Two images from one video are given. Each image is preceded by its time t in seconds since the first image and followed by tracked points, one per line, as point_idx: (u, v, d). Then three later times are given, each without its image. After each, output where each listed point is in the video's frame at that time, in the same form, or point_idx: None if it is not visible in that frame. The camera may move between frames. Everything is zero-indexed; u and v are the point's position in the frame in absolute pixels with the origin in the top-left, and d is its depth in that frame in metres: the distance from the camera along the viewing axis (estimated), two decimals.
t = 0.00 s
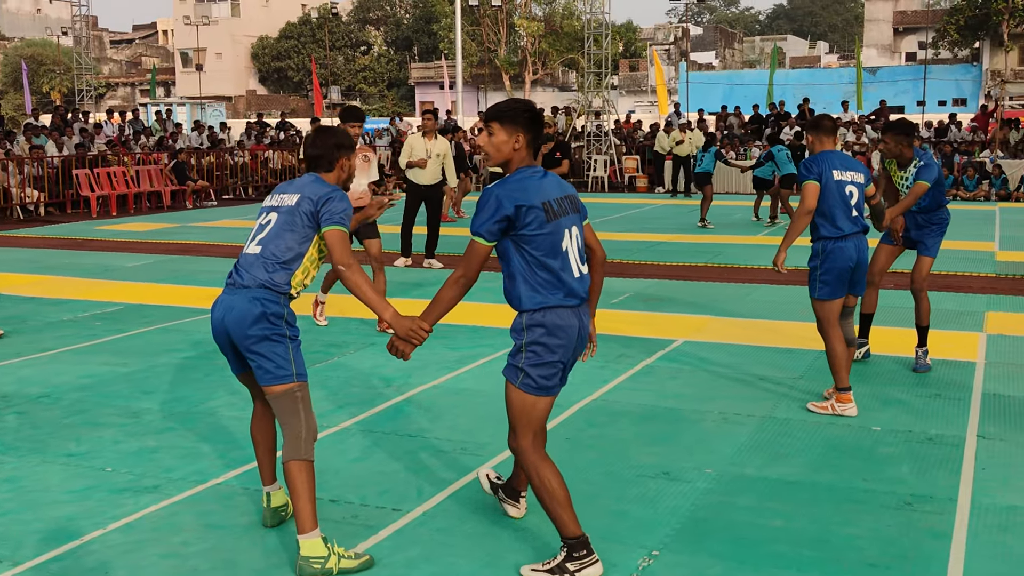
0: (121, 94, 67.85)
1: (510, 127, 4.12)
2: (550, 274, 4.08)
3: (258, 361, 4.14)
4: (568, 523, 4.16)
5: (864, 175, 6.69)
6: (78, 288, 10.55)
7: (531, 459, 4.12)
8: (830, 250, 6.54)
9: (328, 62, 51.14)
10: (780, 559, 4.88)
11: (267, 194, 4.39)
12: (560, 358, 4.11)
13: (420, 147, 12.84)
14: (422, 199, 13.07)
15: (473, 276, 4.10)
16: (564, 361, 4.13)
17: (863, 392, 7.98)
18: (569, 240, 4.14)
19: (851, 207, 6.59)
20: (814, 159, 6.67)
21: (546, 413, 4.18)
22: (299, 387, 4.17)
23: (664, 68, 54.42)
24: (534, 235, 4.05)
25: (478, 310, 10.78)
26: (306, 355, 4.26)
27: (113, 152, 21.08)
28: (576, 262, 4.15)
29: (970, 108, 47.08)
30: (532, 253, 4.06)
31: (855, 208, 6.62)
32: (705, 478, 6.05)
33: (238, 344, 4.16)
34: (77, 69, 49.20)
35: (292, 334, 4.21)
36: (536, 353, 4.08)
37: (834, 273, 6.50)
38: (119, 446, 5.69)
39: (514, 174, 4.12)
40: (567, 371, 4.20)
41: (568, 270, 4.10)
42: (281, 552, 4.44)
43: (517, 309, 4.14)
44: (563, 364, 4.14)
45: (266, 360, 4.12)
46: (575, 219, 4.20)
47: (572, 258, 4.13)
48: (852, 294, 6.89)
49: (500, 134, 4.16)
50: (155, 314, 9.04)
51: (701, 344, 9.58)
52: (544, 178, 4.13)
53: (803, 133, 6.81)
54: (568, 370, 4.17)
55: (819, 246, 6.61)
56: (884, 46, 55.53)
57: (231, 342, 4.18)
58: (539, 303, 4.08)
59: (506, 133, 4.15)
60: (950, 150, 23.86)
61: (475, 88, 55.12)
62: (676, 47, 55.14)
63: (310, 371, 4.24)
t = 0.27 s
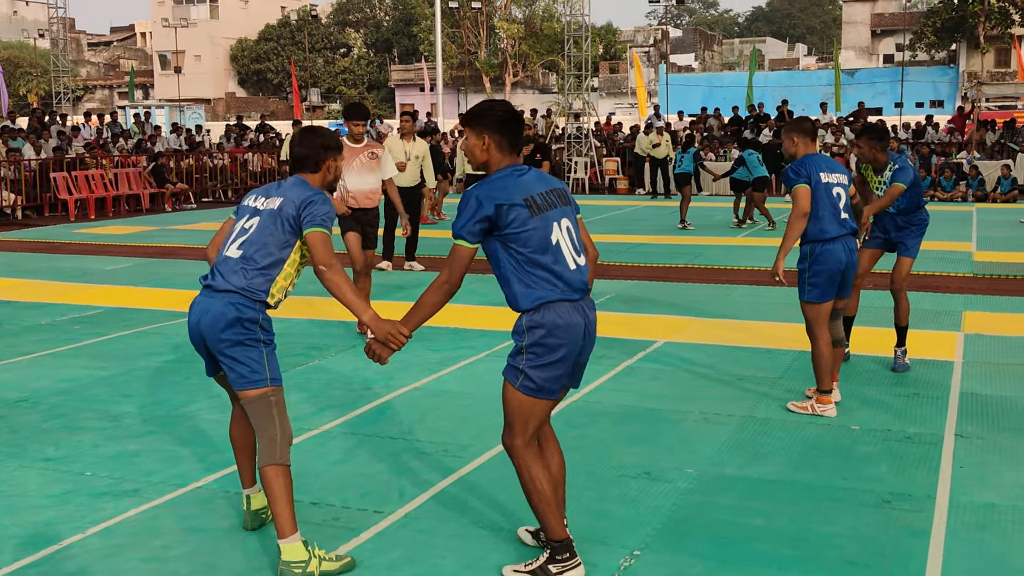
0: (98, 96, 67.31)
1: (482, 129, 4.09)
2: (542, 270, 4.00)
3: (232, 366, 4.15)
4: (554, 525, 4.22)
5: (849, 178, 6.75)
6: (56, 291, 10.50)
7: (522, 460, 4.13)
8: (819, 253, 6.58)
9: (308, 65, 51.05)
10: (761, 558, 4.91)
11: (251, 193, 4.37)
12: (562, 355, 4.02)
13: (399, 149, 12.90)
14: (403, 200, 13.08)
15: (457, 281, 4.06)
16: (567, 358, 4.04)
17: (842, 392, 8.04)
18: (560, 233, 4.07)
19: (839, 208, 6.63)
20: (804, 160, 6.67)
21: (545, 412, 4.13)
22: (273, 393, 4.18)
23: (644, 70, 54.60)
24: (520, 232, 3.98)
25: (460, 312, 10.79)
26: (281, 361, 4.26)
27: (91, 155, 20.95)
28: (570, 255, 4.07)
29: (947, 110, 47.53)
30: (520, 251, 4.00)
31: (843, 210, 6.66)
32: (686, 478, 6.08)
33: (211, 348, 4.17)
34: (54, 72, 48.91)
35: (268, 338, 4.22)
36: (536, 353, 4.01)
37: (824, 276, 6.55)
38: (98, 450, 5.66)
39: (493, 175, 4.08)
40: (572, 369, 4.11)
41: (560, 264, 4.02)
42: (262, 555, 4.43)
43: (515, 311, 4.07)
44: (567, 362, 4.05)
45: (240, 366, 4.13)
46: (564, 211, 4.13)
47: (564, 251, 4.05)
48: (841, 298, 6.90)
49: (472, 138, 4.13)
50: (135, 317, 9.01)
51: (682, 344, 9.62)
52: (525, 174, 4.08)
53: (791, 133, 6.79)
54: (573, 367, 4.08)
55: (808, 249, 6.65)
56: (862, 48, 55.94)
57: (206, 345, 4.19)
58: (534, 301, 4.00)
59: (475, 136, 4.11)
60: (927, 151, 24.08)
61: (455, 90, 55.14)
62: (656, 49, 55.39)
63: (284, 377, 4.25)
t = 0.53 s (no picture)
0: (81, 96, 66.90)
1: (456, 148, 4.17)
2: (530, 271, 4.01)
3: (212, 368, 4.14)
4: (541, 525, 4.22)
5: (840, 176, 6.80)
6: (38, 293, 10.45)
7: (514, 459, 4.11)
8: (816, 251, 6.61)
9: (292, 65, 50.90)
10: (745, 557, 4.93)
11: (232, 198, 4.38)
12: (559, 353, 4.01)
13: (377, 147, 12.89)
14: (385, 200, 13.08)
15: (441, 299, 4.04)
16: (565, 355, 4.02)
17: (826, 391, 8.09)
18: (545, 233, 4.07)
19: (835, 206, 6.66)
20: (798, 160, 6.66)
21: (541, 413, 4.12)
22: (264, 392, 4.16)
23: (628, 70, 54.73)
24: (501, 240, 4.00)
25: (445, 312, 10.79)
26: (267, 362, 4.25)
27: (73, 155, 20.84)
28: (557, 252, 4.07)
29: (930, 110, 47.83)
30: (504, 257, 4.01)
31: (839, 208, 6.70)
32: (671, 477, 6.11)
33: (189, 351, 4.16)
34: (35, 71, 48.62)
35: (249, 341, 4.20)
36: (533, 354, 4.01)
37: (823, 274, 6.60)
38: (81, 452, 5.64)
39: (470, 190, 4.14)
40: (571, 367, 4.09)
41: (548, 263, 4.02)
42: (246, 556, 4.42)
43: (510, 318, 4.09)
44: (564, 359, 4.04)
45: (219, 369, 4.12)
46: (546, 212, 4.14)
47: (551, 250, 4.06)
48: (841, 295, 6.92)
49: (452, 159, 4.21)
50: (118, 319, 8.98)
51: (667, 344, 9.65)
52: (501, 183, 4.12)
53: (783, 133, 6.76)
54: (572, 364, 4.06)
55: (805, 247, 6.68)
56: (846, 48, 56.23)
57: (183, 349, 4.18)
58: (524, 303, 4.01)
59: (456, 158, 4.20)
60: (910, 151, 24.23)
61: (440, 90, 55.10)
62: (641, 49, 55.54)
63: (272, 377, 4.23)
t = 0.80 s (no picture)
0: (68, 94, 66.55)
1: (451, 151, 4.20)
2: (528, 268, 4.01)
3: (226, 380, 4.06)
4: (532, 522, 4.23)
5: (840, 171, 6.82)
6: (26, 291, 10.42)
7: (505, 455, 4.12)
8: (822, 247, 6.63)
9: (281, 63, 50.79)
10: (735, 552, 4.95)
11: (224, 199, 4.30)
12: (556, 348, 4.01)
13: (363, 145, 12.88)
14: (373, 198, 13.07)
15: (447, 299, 3.98)
16: (562, 352, 4.03)
17: (815, 387, 8.12)
18: (540, 230, 4.09)
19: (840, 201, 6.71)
20: (805, 155, 6.62)
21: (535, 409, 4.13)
22: (282, 402, 4.11)
23: (618, 68, 54.77)
24: (500, 237, 4.01)
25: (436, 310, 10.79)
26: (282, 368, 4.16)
27: (61, 153, 20.75)
28: (554, 249, 4.08)
29: (918, 108, 48.01)
30: (503, 255, 4.02)
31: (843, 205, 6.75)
32: (661, 472, 6.13)
33: (201, 363, 4.06)
34: (23, 69, 48.38)
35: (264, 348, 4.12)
36: (531, 351, 4.01)
37: (829, 269, 6.62)
38: (70, 450, 5.63)
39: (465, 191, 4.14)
40: (569, 363, 4.10)
41: (546, 261, 4.03)
42: (236, 554, 4.42)
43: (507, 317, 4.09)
44: (563, 357, 4.04)
45: (235, 378, 4.04)
46: (542, 210, 4.16)
47: (548, 247, 4.07)
48: (844, 290, 6.94)
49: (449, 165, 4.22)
50: (106, 318, 8.96)
51: (656, 341, 9.67)
52: (496, 184, 4.13)
53: (786, 129, 6.69)
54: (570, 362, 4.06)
55: (811, 243, 6.69)
56: (834, 46, 56.39)
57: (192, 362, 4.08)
58: (522, 300, 4.01)
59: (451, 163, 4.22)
60: (898, 149, 24.32)
61: (429, 88, 55.04)
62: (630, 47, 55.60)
63: (290, 384, 4.16)
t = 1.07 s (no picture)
0: (59, 91, 66.28)
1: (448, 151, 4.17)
2: (536, 269, 4.01)
3: (227, 385, 3.93)
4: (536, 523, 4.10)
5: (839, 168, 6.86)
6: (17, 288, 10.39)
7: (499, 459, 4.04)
8: (821, 243, 6.65)
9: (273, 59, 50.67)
10: (726, 548, 4.97)
11: (209, 195, 4.15)
12: (565, 349, 4.01)
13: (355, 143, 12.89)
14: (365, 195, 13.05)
15: (449, 298, 3.96)
16: (569, 354, 4.04)
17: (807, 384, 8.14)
18: (545, 231, 4.09)
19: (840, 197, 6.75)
20: (808, 150, 6.63)
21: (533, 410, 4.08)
22: (270, 411, 4.02)
23: (610, 65, 54.75)
24: (507, 237, 3.99)
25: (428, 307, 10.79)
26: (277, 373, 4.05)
27: (52, 150, 20.68)
28: (559, 250, 4.09)
29: (910, 105, 48.09)
30: (510, 256, 4.00)
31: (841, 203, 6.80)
32: (653, 469, 6.14)
33: (200, 367, 3.90)
34: (14, 65, 48.18)
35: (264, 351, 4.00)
36: (540, 351, 3.99)
37: (827, 266, 6.64)
38: (62, 448, 5.61)
39: (466, 193, 4.11)
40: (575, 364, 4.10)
41: (552, 261, 4.03)
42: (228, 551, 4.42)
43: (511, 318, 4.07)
44: (570, 359, 4.05)
45: (239, 381, 3.91)
46: (543, 211, 4.15)
47: (553, 247, 4.07)
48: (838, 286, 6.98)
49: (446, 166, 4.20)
50: (97, 315, 8.94)
51: (649, 338, 9.68)
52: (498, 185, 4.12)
53: (788, 123, 6.71)
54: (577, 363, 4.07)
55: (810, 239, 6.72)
56: (826, 43, 56.45)
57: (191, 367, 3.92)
58: (530, 300, 4.00)
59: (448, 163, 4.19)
60: (890, 146, 24.36)
61: (422, 85, 54.98)
62: (623, 44, 55.59)
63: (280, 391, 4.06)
